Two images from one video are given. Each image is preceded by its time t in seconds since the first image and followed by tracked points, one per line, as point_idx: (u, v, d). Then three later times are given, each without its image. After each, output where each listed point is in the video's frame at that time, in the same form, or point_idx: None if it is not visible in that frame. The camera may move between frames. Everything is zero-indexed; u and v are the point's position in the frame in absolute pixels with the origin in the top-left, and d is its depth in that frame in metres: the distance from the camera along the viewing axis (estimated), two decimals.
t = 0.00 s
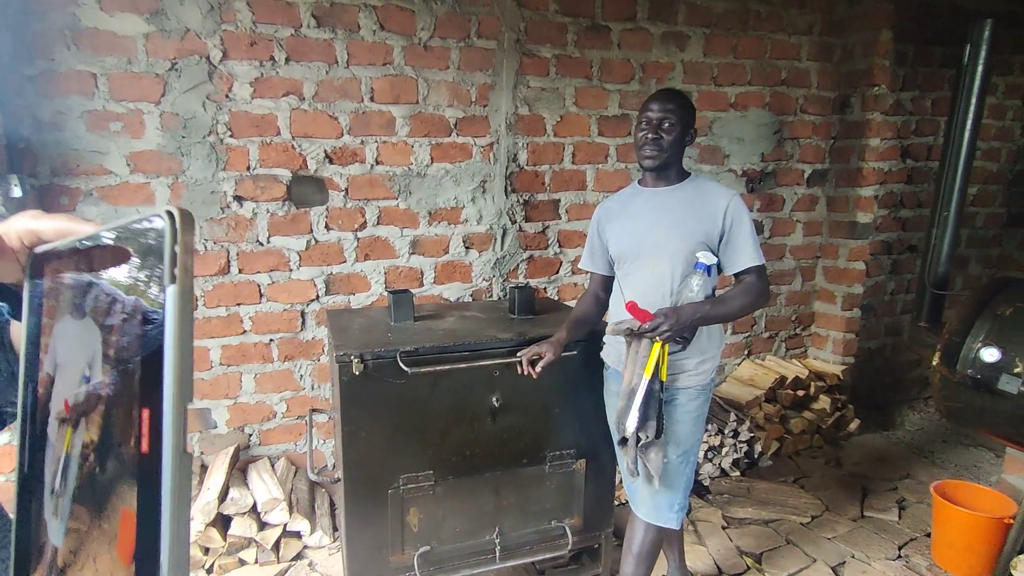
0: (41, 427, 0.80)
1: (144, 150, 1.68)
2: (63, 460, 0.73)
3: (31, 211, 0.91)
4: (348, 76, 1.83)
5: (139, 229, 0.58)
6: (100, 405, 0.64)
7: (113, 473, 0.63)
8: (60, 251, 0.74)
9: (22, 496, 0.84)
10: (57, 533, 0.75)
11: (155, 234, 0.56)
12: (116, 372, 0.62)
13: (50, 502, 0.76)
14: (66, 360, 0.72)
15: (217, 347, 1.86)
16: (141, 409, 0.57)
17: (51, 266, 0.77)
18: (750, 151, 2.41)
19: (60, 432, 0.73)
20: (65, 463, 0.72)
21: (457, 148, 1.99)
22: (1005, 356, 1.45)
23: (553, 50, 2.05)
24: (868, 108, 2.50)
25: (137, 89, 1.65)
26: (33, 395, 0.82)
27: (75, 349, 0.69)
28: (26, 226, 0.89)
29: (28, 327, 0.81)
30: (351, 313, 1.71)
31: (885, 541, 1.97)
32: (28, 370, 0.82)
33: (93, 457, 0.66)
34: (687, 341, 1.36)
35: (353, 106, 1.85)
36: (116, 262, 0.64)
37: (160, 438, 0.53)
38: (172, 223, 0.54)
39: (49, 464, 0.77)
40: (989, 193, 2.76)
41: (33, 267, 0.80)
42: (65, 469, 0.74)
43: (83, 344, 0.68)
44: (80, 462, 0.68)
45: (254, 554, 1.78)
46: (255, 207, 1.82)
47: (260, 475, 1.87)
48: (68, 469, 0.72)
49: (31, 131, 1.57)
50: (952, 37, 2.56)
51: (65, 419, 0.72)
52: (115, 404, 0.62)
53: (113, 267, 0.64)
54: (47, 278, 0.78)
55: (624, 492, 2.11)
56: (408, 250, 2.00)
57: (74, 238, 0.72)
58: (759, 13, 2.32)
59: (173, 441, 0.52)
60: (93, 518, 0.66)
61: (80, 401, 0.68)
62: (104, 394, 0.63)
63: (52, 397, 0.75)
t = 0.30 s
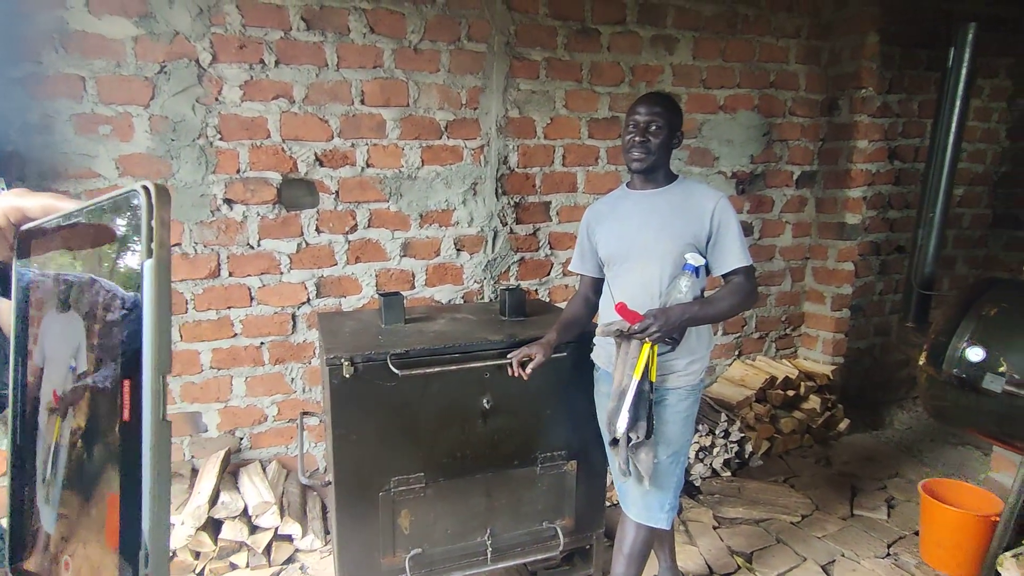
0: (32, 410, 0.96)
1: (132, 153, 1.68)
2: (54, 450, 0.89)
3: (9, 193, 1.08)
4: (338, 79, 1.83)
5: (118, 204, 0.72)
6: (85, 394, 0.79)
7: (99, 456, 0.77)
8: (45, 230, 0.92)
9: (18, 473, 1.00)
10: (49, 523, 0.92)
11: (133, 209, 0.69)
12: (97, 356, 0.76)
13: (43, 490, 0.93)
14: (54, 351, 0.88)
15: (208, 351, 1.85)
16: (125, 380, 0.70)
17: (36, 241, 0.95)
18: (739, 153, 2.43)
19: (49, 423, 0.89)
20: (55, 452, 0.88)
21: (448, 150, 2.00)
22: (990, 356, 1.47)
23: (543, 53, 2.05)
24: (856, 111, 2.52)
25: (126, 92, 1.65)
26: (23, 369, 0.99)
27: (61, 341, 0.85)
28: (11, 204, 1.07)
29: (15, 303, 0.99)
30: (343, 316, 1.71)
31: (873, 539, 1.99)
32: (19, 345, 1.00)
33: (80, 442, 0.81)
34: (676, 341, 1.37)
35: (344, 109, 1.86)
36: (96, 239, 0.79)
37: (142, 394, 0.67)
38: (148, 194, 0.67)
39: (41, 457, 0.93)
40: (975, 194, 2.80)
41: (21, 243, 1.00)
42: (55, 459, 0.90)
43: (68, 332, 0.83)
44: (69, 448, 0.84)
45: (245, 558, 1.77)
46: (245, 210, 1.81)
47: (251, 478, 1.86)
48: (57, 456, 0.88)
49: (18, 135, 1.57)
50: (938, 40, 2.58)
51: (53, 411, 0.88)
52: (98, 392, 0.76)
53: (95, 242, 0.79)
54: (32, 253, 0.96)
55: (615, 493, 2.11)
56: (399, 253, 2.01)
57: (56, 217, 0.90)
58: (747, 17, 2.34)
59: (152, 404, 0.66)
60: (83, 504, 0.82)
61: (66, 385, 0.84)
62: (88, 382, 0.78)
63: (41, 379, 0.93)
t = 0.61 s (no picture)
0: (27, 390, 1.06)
1: (119, 152, 1.67)
2: (45, 426, 1.03)
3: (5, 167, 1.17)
4: (327, 78, 1.83)
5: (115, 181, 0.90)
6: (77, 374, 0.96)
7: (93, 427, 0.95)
8: (41, 205, 1.04)
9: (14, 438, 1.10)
10: (45, 496, 1.06)
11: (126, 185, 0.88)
12: (89, 338, 0.94)
13: (36, 466, 1.06)
14: (43, 334, 1.02)
15: (196, 351, 1.84)
16: (118, 354, 0.89)
17: (32, 218, 1.06)
18: (728, 152, 2.45)
19: (41, 400, 1.03)
20: (46, 430, 1.03)
21: (438, 150, 2.00)
22: (973, 352, 1.49)
23: (533, 52, 2.06)
24: (843, 111, 2.54)
25: (113, 91, 1.64)
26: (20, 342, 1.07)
27: (49, 326, 1.01)
28: (8, 179, 1.16)
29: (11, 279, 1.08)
30: (333, 316, 1.71)
31: (861, 534, 2.01)
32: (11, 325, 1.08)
33: (72, 419, 0.98)
34: (664, 340, 1.38)
35: (333, 108, 1.85)
36: (90, 217, 0.96)
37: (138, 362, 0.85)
38: (142, 170, 0.85)
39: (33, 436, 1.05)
40: (960, 193, 2.83)
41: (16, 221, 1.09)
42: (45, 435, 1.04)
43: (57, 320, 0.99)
44: (61, 425, 1.00)
45: (235, 559, 1.76)
46: (234, 209, 1.81)
47: (241, 479, 1.85)
48: (48, 432, 1.03)
49: (3, 133, 1.56)
50: (923, 42, 2.61)
51: (45, 389, 1.02)
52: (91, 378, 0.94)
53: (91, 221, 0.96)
54: (27, 228, 1.07)
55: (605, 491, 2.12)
56: (389, 252, 2.00)
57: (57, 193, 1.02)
58: (735, 17, 2.35)
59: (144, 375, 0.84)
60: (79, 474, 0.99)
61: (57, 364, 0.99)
62: (79, 363, 0.96)
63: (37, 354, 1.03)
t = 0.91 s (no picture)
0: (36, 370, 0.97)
1: (106, 147, 1.65)
2: (57, 409, 0.95)
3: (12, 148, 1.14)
4: (317, 74, 1.82)
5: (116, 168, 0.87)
6: (86, 352, 0.89)
7: (101, 404, 0.88)
8: (45, 185, 0.97)
9: (17, 420, 1.01)
10: (56, 475, 0.97)
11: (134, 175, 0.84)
12: (98, 316, 0.88)
13: (48, 447, 0.97)
14: (54, 315, 0.94)
15: (185, 349, 1.83)
16: (125, 331, 0.84)
17: (37, 197, 0.98)
18: (718, 150, 2.46)
19: (52, 382, 0.95)
20: (58, 411, 0.94)
21: (428, 146, 1.99)
22: (959, 348, 1.51)
23: (524, 49, 2.06)
24: (832, 109, 2.56)
25: (99, 86, 1.62)
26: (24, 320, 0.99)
27: (60, 307, 0.93)
28: (11, 160, 1.12)
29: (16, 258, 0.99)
30: (323, 313, 1.70)
31: (849, 528, 2.03)
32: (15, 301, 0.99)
33: (84, 398, 0.91)
34: (655, 336, 1.38)
35: (323, 104, 1.84)
36: (95, 204, 0.91)
37: (145, 341, 0.81)
38: (153, 159, 0.82)
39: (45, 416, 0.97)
40: (947, 191, 2.86)
41: (17, 198, 1.01)
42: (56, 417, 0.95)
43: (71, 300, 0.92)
44: (73, 405, 0.92)
45: (225, 557, 1.76)
46: (223, 206, 1.79)
47: (231, 477, 1.84)
48: (61, 413, 0.94)
49: None
50: (911, 40, 2.63)
51: (56, 370, 0.94)
52: (99, 355, 0.87)
53: (94, 206, 0.91)
54: (33, 208, 0.99)
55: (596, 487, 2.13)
56: (380, 249, 2.00)
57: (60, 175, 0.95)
58: (725, 15, 2.36)
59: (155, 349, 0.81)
60: (87, 452, 0.92)
61: (68, 349, 0.92)
62: (90, 345, 0.89)
63: (49, 335, 0.95)
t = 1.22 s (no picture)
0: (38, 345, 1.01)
1: (91, 142, 1.64)
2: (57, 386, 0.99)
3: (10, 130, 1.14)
4: (305, 70, 1.81)
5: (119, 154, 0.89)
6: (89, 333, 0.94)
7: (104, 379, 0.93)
8: (43, 168, 1.00)
9: (18, 396, 1.05)
10: (57, 451, 1.01)
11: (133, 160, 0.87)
12: (103, 299, 0.92)
13: (48, 423, 1.01)
14: (54, 297, 0.98)
15: (173, 346, 1.82)
16: (126, 314, 0.89)
17: (38, 179, 1.01)
18: (707, 147, 2.47)
19: (53, 361, 0.99)
20: (59, 388, 0.99)
21: (418, 142, 1.99)
22: (942, 342, 1.53)
23: (513, 46, 2.06)
24: (819, 106, 2.58)
25: (84, 80, 1.61)
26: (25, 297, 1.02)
27: (62, 287, 0.97)
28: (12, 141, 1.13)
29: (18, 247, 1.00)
30: (312, 309, 1.70)
31: (835, 521, 2.05)
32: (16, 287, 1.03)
33: (85, 378, 0.96)
34: (644, 331, 1.39)
35: (311, 99, 1.83)
36: (95, 187, 0.94)
37: (146, 323, 0.86)
38: (154, 148, 0.85)
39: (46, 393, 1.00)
40: (932, 188, 2.89)
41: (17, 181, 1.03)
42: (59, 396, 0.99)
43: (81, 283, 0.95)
44: (74, 383, 0.97)
45: (214, 555, 1.75)
46: (211, 202, 1.78)
47: (219, 475, 1.82)
48: (62, 391, 0.98)
49: None
50: (898, 38, 2.65)
51: (57, 350, 0.98)
52: (101, 335, 0.92)
53: (95, 190, 0.94)
54: (34, 190, 1.01)
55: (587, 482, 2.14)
56: (370, 245, 1.99)
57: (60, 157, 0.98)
58: (713, 12, 2.37)
59: (155, 329, 0.86)
60: (91, 428, 0.97)
61: (70, 330, 0.96)
62: (91, 326, 0.93)
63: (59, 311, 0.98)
